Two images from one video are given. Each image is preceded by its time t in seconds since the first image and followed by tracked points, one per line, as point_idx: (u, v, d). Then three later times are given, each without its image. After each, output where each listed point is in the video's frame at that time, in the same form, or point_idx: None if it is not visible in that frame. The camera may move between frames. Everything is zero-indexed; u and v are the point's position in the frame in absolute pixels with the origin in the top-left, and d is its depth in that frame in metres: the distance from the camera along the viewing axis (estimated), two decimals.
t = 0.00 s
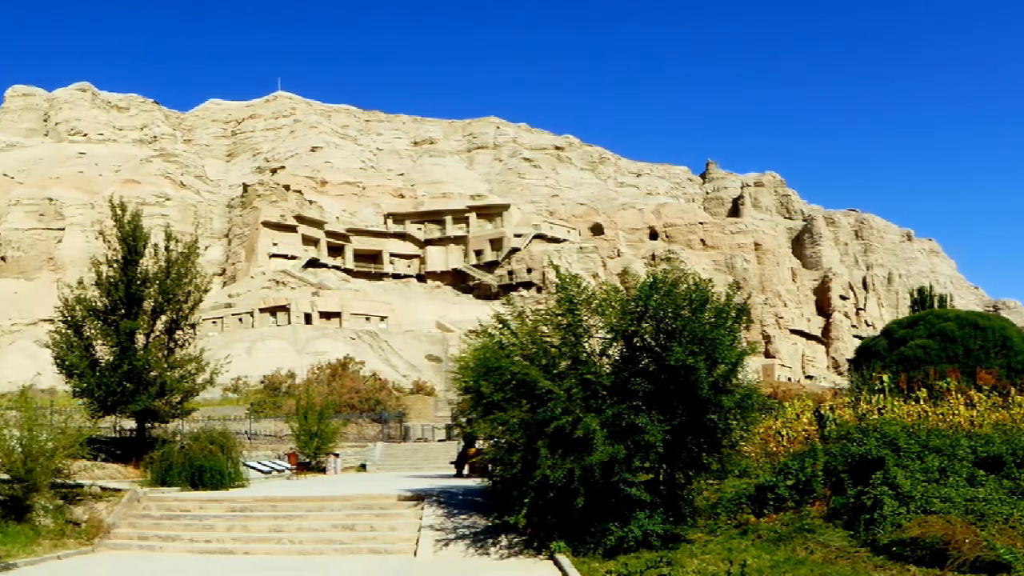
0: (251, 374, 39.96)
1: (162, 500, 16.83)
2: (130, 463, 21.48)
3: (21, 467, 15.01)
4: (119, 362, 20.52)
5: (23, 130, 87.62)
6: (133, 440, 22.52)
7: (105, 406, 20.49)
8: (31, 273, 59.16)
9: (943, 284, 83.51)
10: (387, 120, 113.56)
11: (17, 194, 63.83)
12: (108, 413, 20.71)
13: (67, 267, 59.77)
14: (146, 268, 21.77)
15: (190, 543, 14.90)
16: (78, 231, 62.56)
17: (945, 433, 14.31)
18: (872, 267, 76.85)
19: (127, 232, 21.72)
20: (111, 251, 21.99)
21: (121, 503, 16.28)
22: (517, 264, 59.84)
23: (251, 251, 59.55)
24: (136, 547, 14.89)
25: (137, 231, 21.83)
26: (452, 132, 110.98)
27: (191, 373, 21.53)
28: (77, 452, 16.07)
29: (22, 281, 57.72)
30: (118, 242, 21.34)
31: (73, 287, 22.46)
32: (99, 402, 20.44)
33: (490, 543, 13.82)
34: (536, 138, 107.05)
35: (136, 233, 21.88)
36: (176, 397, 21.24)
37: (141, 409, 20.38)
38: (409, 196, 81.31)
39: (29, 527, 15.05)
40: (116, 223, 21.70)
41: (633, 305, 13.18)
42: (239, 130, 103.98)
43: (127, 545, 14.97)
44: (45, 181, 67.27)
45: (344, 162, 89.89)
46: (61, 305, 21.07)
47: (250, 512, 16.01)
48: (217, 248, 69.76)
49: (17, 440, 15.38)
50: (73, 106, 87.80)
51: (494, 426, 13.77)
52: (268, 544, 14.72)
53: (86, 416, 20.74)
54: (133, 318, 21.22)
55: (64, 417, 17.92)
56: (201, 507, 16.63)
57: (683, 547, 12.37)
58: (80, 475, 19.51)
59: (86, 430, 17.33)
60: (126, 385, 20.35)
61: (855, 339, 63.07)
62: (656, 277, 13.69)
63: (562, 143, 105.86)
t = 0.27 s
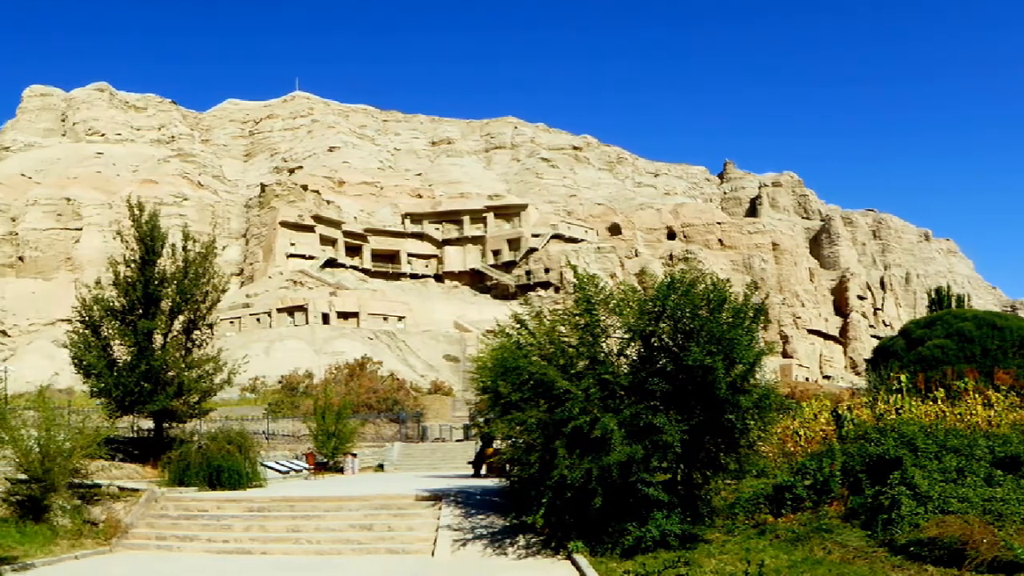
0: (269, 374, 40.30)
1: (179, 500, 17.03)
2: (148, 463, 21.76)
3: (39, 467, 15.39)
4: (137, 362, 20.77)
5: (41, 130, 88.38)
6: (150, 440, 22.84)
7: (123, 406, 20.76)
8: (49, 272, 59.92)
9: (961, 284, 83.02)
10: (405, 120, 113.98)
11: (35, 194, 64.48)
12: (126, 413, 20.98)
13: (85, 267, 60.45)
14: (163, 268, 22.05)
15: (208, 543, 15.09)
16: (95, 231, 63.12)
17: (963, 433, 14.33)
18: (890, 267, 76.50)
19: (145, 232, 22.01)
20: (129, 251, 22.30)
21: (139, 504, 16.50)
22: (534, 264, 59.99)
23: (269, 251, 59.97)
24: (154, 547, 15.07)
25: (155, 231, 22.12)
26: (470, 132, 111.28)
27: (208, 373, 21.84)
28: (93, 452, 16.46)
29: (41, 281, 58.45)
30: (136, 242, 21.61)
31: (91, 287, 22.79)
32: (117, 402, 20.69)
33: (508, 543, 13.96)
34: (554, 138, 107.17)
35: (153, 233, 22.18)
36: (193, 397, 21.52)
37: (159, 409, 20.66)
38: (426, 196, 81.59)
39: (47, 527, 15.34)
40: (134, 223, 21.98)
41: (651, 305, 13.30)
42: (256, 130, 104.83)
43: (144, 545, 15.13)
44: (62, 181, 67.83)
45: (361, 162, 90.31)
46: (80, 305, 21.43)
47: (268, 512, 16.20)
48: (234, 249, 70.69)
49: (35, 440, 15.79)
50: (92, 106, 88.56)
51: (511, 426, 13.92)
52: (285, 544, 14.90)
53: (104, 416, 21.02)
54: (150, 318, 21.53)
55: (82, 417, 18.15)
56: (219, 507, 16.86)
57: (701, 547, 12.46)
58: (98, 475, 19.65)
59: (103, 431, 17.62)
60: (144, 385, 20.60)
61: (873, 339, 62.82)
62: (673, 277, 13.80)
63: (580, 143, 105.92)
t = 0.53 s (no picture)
0: (287, 374, 40.63)
1: (197, 500, 17.20)
2: (165, 463, 22.03)
3: (56, 467, 15.71)
4: (154, 362, 21.04)
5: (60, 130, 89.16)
6: (167, 440, 23.13)
7: (139, 406, 21.00)
8: (66, 272, 60.69)
9: (978, 284, 82.56)
10: (421, 120, 114.32)
11: (53, 194, 65.07)
12: (142, 413, 21.23)
13: (102, 267, 61.60)
14: (180, 267, 22.32)
15: (225, 543, 15.25)
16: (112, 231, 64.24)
17: (980, 433, 14.36)
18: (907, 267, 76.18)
19: (162, 232, 22.29)
20: (146, 251, 22.59)
21: (156, 504, 16.68)
22: (551, 264, 60.11)
23: (286, 251, 60.34)
24: (171, 547, 15.21)
25: (172, 231, 22.39)
26: (487, 132, 111.50)
27: (225, 373, 22.07)
28: (110, 452, 16.69)
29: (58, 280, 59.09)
30: (153, 242, 21.92)
31: (109, 287, 23.07)
32: (134, 402, 20.94)
33: (525, 543, 14.10)
34: (571, 138, 107.19)
35: (170, 233, 22.47)
36: (210, 397, 21.75)
37: (176, 408, 20.90)
38: (443, 196, 81.85)
39: (64, 527, 15.58)
40: (151, 223, 22.25)
41: (668, 306, 13.40)
42: (273, 130, 105.44)
43: (162, 545, 15.27)
44: (80, 181, 68.45)
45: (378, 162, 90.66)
46: (96, 305, 21.71)
47: (285, 512, 16.41)
48: (252, 248, 71.25)
49: (52, 440, 16.06)
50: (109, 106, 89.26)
51: (529, 426, 14.05)
52: (302, 544, 15.06)
53: (121, 416, 21.30)
54: (167, 318, 21.80)
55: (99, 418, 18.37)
56: (236, 507, 17.06)
57: (718, 547, 12.55)
58: (116, 475, 19.93)
59: (120, 431, 17.85)
60: (161, 385, 20.86)
61: (890, 339, 62.57)
62: (690, 277, 13.90)
63: (597, 142, 105.91)
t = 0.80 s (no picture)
0: (303, 374, 40.96)
1: (212, 500, 17.44)
2: (182, 463, 22.29)
3: (73, 467, 15.98)
4: (171, 362, 21.34)
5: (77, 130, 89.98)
6: (183, 440, 23.41)
7: (156, 406, 21.28)
8: (82, 272, 61.36)
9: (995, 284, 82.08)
10: (438, 120, 114.67)
11: (70, 194, 65.73)
12: (159, 413, 21.49)
13: (118, 267, 62.23)
14: (196, 268, 22.63)
15: (241, 543, 15.45)
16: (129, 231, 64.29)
17: (997, 433, 14.38)
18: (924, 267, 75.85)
19: (178, 232, 22.62)
20: (162, 251, 22.94)
21: (172, 503, 16.92)
22: (568, 264, 60.23)
23: (303, 251, 60.71)
24: (187, 547, 15.43)
25: (188, 231, 22.71)
26: (503, 132, 111.73)
27: (242, 373, 22.33)
28: (127, 452, 16.94)
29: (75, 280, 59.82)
30: (169, 242, 22.23)
31: (126, 287, 23.38)
32: (150, 402, 21.21)
33: (542, 543, 14.23)
34: (587, 138, 107.23)
35: (187, 233, 22.81)
36: (227, 397, 22.01)
37: (192, 408, 21.17)
38: (460, 196, 82.09)
39: (81, 527, 15.91)
40: (168, 224, 22.62)
41: (684, 305, 13.53)
42: (290, 130, 106.06)
43: (178, 545, 15.49)
44: (97, 181, 69.10)
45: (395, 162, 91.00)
46: (113, 305, 22.02)
47: (301, 512, 16.62)
48: (268, 248, 71.78)
49: (69, 440, 16.32)
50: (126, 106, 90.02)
51: (546, 426, 14.19)
52: (318, 544, 15.26)
53: (138, 416, 21.57)
54: (184, 318, 22.09)
55: (116, 418, 18.64)
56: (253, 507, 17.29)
57: (735, 547, 12.64)
58: (132, 475, 20.19)
59: (136, 431, 18.10)
60: (177, 385, 21.13)
61: (907, 339, 62.31)
62: (706, 277, 14.01)
63: (613, 143, 105.89)
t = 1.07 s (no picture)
0: (319, 374, 41.28)
1: (229, 500, 17.69)
2: (199, 463, 22.57)
3: (89, 467, 16.26)
4: (187, 362, 21.61)
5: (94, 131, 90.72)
6: (200, 440, 23.69)
7: (172, 406, 21.56)
8: (98, 272, 62.05)
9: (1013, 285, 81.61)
10: (454, 120, 114.95)
11: (86, 194, 66.33)
12: (175, 413, 21.78)
13: (134, 267, 62.87)
14: (212, 268, 22.90)
15: (257, 543, 15.65)
16: (145, 231, 65.07)
17: (1013, 433, 14.41)
18: (941, 267, 75.50)
19: (195, 232, 22.85)
20: (179, 251, 23.23)
21: (188, 504, 17.18)
22: (584, 264, 60.33)
23: (319, 251, 61.05)
24: (204, 547, 15.67)
25: (205, 232, 22.95)
26: (519, 132, 111.90)
27: (258, 373, 22.60)
28: (143, 452, 17.22)
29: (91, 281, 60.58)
30: (186, 242, 22.52)
31: (142, 287, 23.69)
32: (167, 402, 21.50)
33: (558, 543, 14.37)
34: (603, 138, 107.18)
35: (203, 233, 23.06)
36: (242, 397, 22.28)
37: (209, 408, 21.44)
38: (476, 196, 82.30)
39: (97, 528, 16.21)
40: (185, 224, 22.88)
41: (701, 306, 13.65)
42: (306, 130, 106.63)
43: (194, 545, 15.73)
44: (113, 181, 69.71)
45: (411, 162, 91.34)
46: (130, 305, 22.33)
47: (318, 512, 16.83)
48: (284, 249, 72.29)
49: (85, 440, 16.59)
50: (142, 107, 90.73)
51: (562, 425, 14.33)
52: (334, 544, 15.46)
53: (154, 416, 21.85)
54: (200, 317, 22.37)
55: (132, 418, 18.89)
56: (269, 507, 17.52)
57: (750, 547, 12.74)
58: (148, 475, 20.46)
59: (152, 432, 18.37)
60: (193, 385, 21.42)
61: (923, 339, 62.06)
62: (723, 277, 14.12)
63: (629, 143, 105.83)
